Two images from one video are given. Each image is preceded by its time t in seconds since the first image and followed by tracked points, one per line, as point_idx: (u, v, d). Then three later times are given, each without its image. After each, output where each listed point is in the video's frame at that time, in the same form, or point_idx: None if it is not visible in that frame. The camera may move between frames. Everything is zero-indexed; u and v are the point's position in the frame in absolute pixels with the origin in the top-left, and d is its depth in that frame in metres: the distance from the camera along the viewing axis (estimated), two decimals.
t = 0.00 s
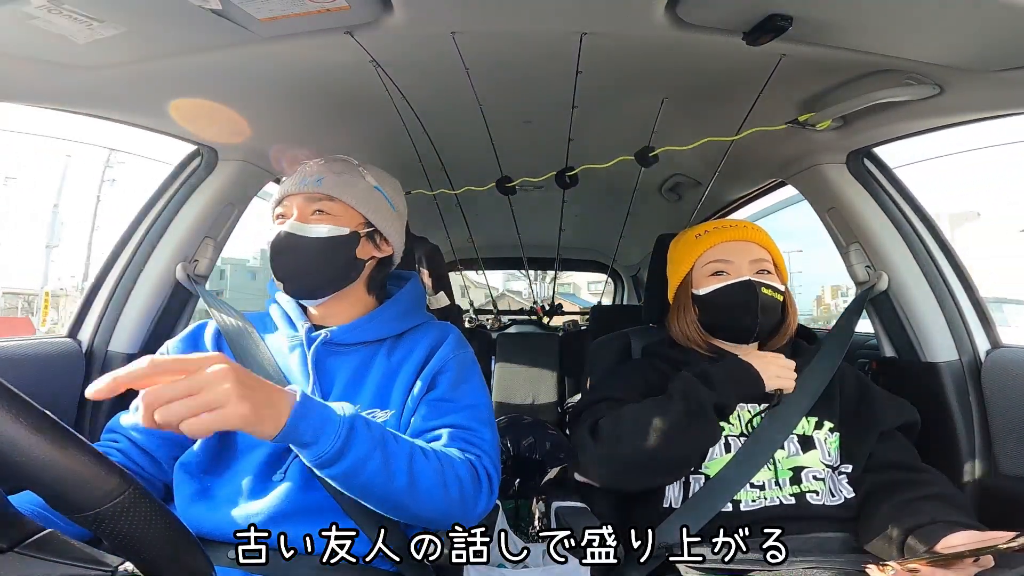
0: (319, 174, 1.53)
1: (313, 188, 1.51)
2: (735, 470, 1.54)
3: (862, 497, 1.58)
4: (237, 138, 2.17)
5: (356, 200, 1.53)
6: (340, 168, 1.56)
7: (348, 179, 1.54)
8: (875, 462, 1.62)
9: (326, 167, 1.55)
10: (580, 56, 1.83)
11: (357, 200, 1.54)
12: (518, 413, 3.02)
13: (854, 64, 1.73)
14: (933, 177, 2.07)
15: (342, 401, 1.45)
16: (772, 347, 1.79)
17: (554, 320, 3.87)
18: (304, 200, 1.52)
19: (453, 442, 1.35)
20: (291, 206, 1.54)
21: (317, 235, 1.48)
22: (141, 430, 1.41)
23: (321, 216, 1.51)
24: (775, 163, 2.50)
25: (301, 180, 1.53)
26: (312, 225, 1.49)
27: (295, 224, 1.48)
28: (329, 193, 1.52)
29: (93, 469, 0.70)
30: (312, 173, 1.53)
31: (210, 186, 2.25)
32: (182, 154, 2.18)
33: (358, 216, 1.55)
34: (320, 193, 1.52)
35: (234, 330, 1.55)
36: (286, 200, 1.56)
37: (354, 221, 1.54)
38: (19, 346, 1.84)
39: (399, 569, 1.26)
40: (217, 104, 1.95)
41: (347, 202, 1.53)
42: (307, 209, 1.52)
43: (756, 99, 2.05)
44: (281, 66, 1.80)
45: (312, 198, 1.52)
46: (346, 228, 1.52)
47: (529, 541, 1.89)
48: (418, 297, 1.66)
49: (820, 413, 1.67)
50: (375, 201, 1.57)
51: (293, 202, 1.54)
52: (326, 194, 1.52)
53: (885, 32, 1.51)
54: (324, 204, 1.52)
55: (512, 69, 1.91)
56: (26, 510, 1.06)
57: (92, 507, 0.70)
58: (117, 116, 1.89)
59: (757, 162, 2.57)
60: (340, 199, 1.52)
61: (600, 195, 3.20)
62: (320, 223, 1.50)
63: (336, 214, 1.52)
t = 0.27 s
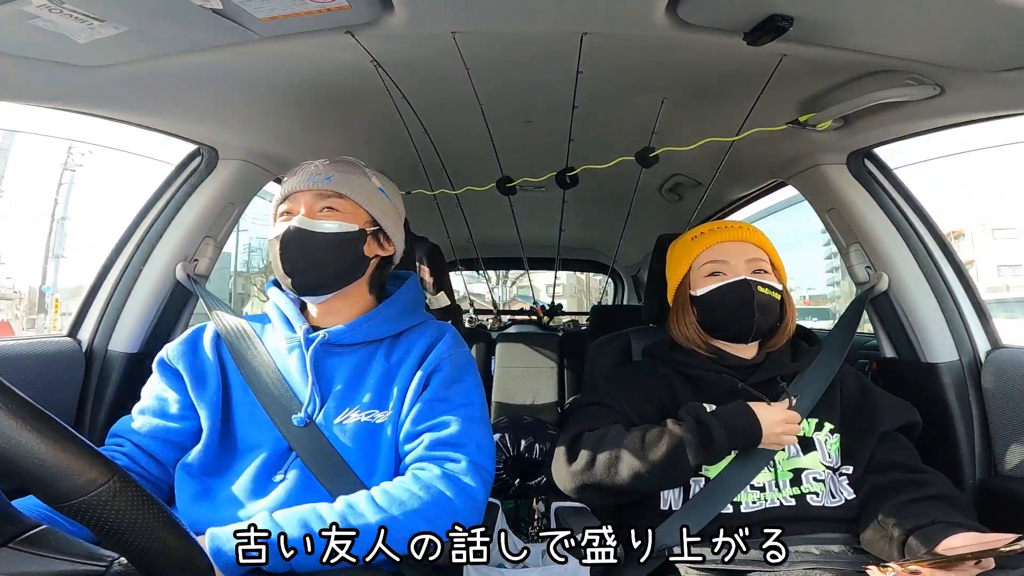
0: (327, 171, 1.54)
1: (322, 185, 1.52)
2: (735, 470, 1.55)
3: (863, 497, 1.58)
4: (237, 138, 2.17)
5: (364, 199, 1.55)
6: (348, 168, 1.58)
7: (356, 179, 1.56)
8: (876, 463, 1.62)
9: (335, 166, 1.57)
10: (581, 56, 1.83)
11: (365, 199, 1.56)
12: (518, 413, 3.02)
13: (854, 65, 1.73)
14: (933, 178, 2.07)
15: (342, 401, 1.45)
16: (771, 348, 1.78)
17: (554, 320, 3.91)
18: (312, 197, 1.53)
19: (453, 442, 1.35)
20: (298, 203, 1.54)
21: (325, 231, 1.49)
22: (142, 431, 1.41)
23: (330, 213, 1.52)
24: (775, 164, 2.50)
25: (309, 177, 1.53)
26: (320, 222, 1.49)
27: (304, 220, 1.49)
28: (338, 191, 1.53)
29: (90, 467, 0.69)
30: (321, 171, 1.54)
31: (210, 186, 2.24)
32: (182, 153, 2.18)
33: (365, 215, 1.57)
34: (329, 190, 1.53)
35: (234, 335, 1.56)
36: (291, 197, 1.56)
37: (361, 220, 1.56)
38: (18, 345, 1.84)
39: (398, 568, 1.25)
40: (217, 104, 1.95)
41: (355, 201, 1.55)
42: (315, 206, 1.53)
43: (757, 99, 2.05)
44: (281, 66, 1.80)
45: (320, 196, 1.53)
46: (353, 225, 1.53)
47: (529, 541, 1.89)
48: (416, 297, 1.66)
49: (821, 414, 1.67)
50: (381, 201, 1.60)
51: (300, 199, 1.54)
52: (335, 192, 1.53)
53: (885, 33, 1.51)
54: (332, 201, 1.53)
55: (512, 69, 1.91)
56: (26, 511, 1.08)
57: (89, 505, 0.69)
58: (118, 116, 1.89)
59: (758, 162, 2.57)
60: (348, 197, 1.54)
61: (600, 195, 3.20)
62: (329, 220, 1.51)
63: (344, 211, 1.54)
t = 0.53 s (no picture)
0: (337, 172, 1.54)
1: (332, 186, 1.52)
2: (739, 466, 1.55)
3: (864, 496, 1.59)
4: (237, 138, 2.17)
5: (373, 200, 1.56)
6: (357, 168, 1.58)
7: (365, 180, 1.56)
8: (877, 462, 1.62)
9: (345, 166, 1.56)
10: (581, 56, 1.83)
11: (375, 201, 1.56)
12: (518, 412, 3.02)
13: (854, 64, 1.73)
14: (932, 177, 2.07)
15: (345, 400, 1.45)
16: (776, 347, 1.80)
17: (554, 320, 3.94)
18: (321, 198, 1.53)
19: (455, 442, 1.35)
20: (307, 203, 1.54)
21: (334, 233, 1.49)
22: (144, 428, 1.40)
23: (339, 214, 1.52)
24: (775, 163, 2.50)
25: (318, 178, 1.53)
26: (329, 223, 1.49)
27: (313, 221, 1.48)
28: (348, 192, 1.53)
29: (91, 469, 0.69)
30: (330, 171, 1.54)
31: (210, 186, 2.24)
32: (182, 153, 2.18)
33: (373, 216, 1.58)
34: (338, 191, 1.53)
35: (237, 333, 1.56)
36: (300, 198, 1.56)
37: (370, 221, 1.57)
38: (18, 345, 1.84)
39: (399, 568, 1.24)
40: (217, 104, 1.95)
41: (364, 202, 1.55)
42: (324, 207, 1.52)
43: (757, 98, 2.05)
44: (280, 66, 1.79)
45: (329, 196, 1.53)
46: (363, 227, 1.54)
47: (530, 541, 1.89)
48: (419, 296, 1.66)
49: (825, 411, 1.68)
50: (390, 202, 1.60)
51: (309, 200, 1.53)
52: (345, 193, 1.53)
53: (886, 32, 1.51)
54: (342, 203, 1.53)
55: (512, 69, 1.91)
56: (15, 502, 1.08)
57: (91, 508, 0.69)
58: (118, 116, 1.88)
59: (758, 162, 2.57)
60: (358, 199, 1.54)
61: (600, 195, 3.20)
62: (338, 221, 1.51)
63: (353, 212, 1.54)
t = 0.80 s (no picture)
0: (341, 175, 1.54)
1: (338, 188, 1.52)
2: (738, 467, 1.55)
3: (864, 497, 1.58)
4: (237, 138, 2.17)
5: (378, 203, 1.56)
6: (362, 171, 1.58)
7: (370, 184, 1.56)
8: (877, 462, 1.63)
9: (351, 170, 1.56)
10: (581, 56, 1.83)
11: (380, 205, 1.57)
12: (518, 413, 3.03)
13: (854, 65, 1.73)
14: (933, 177, 2.07)
15: (345, 402, 1.45)
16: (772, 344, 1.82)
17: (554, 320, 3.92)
18: (326, 200, 1.53)
19: (455, 442, 1.35)
20: (312, 205, 1.54)
21: (339, 236, 1.49)
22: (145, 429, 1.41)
23: (343, 217, 1.52)
24: (775, 163, 2.50)
25: (324, 180, 1.53)
26: (334, 226, 1.49)
27: (317, 223, 1.48)
28: (353, 196, 1.54)
29: (90, 469, 0.69)
30: (336, 174, 1.54)
31: (210, 186, 2.24)
32: (182, 154, 2.18)
33: (377, 219, 1.58)
34: (343, 194, 1.53)
35: (238, 336, 1.57)
36: (304, 200, 1.56)
37: (374, 225, 1.57)
38: (17, 345, 1.83)
39: (398, 568, 1.23)
40: (216, 105, 1.95)
41: (369, 206, 1.55)
42: (329, 210, 1.52)
43: (757, 98, 2.05)
44: (280, 66, 1.79)
45: (334, 199, 1.53)
46: (367, 231, 1.54)
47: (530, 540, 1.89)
48: (418, 298, 1.66)
49: (825, 412, 1.68)
50: (394, 206, 1.60)
51: (313, 202, 1.53)
52: (350, 196, 1.53)
53: (885, 32, 1.51)
54: (347, 206, 1.54)
55: (513, 69, 1.92)
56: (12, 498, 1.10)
57: (90, 507, 0.69)
58: (117, 117, 1.89)
59: (758, 162, 2.57)
60: (363, 202, 1.55)
61: (600, 195, 3.20)
62: (343, 224, 1.51)
63: (358, 216, 1.54)
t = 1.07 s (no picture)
0: (341, 175, 1.54)
1: (338, 189, 1.52)
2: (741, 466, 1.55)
3: (865, 497, 1.58)
4: (237, 138, 2.17)
5: (378, 203, 1.56)
6: (361, 170, 1.58)
7: (370, 183, 1.56)
8: (879, 462, 1.62)
9: (349, 169, 1.56)
10: (582, 57, 1.83)
11: (380, 204, 1.57)
12: (517, 413, 3.03)
13: (854, 65, 1.73)
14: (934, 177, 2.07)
15: (346, 402, 1.45)
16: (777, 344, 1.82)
17: (554, 320, 3.93)
18: (326, 201, 1.53)
19: (456, 442, 1.35)
20: (312, 207, 1.53)
21: (342, 237, 1.49)
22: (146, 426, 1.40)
23: (344, 217, 1.52)
24: (775, 163, 2.50)
25: (323, 181, 1.53)
26: (336, 226, 1.49)
27: (318, 225, 1.48)
28: (353, 196, 1.53)
29: (90, 469, 0.69)
30: (335, 175, 1.54)
31: (210, 186, 2.24)
32: (182, 153, 2.18)
33: (378, 219, 1.58)
34: (344, 195, 1.53)
35: (240, 335, 1.57)
36: (303, 201, 1.55)
37: (375, 224, 1.57)
38: (17, 345, 1.83)
39: (399, 568, 1.23)
40: (216, 104, 1.95)
41: (369, 205, 1.55)
42: (329, 211, 1.52)
43: (757, 99, 2.05)
44: (280, 66, 1.79)
45: (334, 200, 1.53)
46: (368, 230, 1.54)
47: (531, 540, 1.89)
48: (420, 297, 1.66)
49: (827, 411, 1.68)
50: (394, 205, 1.61)
51: (313, 204, 1.53)
52: (351, 196, 1.53)
53: (885, 33, 1.51)
54: (347, 206, 1.53)
55: (514, 69, 1.92)
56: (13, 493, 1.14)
57: (90, 507, 0.69)
58: (117, 116, 1.88)
59: (758, 162, 2.57)
60: (364, 202, 1.55)
61: (600, 195, 3.20)
62: (344, 225, 1.51)
63: (359, 215, 1.54)
